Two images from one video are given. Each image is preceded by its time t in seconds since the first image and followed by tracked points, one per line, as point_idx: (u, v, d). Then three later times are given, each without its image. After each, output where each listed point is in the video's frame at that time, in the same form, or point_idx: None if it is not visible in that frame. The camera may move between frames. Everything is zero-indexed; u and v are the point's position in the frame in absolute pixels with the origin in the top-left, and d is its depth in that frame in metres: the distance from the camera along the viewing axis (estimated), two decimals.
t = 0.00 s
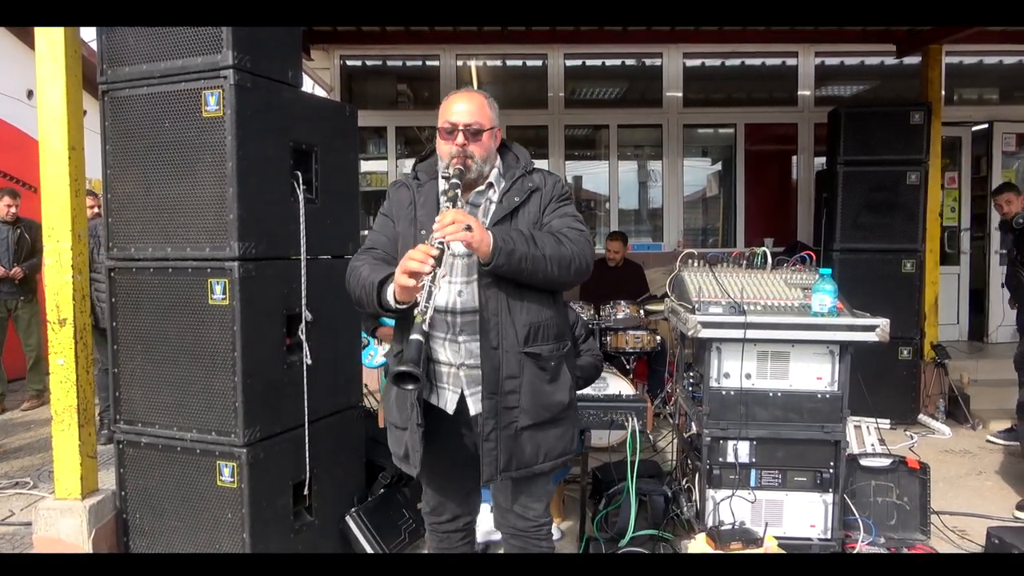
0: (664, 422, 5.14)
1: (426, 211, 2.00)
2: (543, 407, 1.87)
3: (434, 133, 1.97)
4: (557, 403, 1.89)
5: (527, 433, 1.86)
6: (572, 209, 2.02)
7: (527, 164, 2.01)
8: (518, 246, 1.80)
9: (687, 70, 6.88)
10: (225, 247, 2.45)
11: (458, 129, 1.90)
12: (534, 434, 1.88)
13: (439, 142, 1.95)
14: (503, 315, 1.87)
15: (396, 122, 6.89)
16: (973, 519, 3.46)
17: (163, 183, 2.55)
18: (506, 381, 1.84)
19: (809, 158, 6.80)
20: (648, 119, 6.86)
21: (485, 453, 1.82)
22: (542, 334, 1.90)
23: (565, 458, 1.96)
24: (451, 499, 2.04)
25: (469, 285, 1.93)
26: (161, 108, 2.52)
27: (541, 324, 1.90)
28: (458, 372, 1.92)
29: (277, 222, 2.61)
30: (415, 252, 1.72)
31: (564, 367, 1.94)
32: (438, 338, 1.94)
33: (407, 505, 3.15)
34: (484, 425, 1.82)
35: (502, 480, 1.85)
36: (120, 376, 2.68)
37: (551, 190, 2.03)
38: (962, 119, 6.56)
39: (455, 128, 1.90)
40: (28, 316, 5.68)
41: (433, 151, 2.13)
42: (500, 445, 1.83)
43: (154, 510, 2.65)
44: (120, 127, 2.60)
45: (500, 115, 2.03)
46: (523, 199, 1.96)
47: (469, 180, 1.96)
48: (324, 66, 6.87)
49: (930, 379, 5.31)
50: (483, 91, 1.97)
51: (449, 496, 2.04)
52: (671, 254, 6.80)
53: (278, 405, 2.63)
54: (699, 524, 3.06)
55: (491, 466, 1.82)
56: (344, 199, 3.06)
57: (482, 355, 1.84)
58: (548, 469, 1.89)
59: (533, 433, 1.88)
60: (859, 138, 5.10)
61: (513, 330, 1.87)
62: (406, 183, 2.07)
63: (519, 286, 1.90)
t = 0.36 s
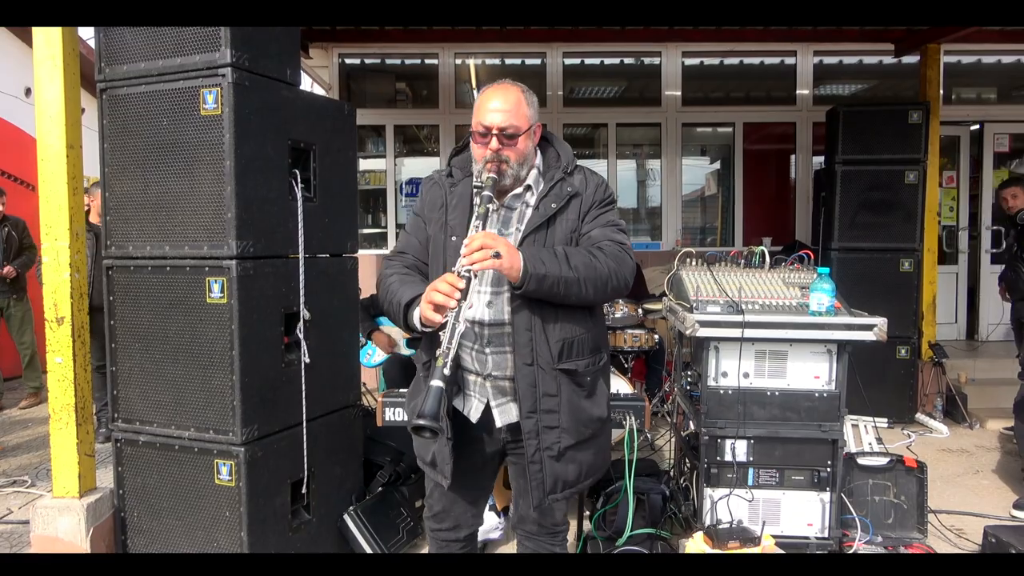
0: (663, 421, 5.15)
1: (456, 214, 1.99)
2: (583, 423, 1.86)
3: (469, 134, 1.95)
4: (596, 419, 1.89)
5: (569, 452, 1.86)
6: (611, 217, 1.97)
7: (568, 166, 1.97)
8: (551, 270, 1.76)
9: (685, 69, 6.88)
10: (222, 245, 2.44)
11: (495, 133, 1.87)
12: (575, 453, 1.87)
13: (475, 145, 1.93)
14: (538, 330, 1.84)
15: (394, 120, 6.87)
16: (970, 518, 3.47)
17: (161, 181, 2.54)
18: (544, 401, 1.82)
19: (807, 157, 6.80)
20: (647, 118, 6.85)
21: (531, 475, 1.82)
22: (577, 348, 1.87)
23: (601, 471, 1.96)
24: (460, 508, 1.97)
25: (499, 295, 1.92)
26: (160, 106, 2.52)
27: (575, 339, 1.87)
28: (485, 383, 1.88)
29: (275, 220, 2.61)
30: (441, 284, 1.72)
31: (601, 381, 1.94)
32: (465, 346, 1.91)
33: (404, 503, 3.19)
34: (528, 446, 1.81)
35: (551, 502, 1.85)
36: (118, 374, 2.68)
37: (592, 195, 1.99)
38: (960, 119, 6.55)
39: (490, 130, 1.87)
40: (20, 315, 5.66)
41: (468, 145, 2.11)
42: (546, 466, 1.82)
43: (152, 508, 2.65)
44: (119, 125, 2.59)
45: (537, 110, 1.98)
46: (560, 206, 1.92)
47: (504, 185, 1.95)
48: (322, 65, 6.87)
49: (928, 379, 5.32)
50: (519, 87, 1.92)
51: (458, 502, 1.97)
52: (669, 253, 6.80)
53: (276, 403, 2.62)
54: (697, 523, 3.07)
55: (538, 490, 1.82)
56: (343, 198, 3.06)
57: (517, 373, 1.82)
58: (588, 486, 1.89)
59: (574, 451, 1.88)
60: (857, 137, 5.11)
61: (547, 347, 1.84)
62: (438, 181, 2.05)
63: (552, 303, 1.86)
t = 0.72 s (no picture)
0: (660, 421, 5.16)
1: (464, 209, 1.98)
2: (575, 432, 1.85)
3: (483, 129, 1.97)
4: (590, 429, 1.87)
5: (559, 460, 1.84)
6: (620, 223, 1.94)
7: (581, 166, 1.96)
8: (549, 275, 1.75)
9: (684, 69, 6.89)
10: (220, 244, 2.45)
11: (507, 128, 1.88)
12: (565, 461, 1.85)
13: (488, 141, 1.95)
14: (536, 336, 1.84)
15: (393, 119, 6.86)
16: (964, 519, 3.49)
17: (159, 179, 2.54)
18: (535, 407, 1.81)
19: (805, 158, 6.81)
20: (645, 118, 6.86)
21: (514, 480, 1.82)
22: (576, 357, 1.86)
23: (594, 482, 1.94)
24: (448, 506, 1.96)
25: (499, 297, 1.94)
26: (158, 103, 2.51)
27: (574, 347, 1.85)
28: (484, 384, 1.91)
29: (273, 218, 2.61)
30: (429, 282, 1.77)
31: (601, 391, 1.92)
32: (464, 346, 1.96)
33: (401, 502, 3.19)
34: (513, 451, 1.81)
35: (532, 508, 1.84)
36: (115, 372, 2.67)
37: (604, 199, 1.96)
38: (958, 121, 6.56)
39: (502, 126, 1.89)
40: (14, 312, 5.66)
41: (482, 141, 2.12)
42: (530, 472, 1.82)
43: (149, 506, 2.64)
44: (117, 123, 2.59)
45: (554, 108, 1.99)
46: (568, 208, 1.90)
47: (514, 182, 1.95)
48: (321, 63, 6.87)
49: (924, 380, 5.28)
50: (535, 84, 1.93)
51: (451, 500, 1.95)
52: (667, 254, 6.80)
53: (273, 401, 2.63)
54: (693, 522, 3.07)
55: (518, 495, 1.82)
56: (341, 196, 3.06)
57: (511, 378, 1.82)
58: (577, 496, 1.87)
59: (565, 460, 1.86)
60: (855, 138, 5.12)
61: (543, 354, 1.83)
62: (451, 177, 2.08)
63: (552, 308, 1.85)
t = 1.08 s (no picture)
0: (659, 421, 5.16)
1: (441, 238, 1.91)
2: (580, 444, 1.90)
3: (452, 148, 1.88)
4: (593, 436, 1.93)
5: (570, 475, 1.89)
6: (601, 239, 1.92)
7: (558, 181, 1.92)
8: (541, 313, 1.72)
9: (682, 69, 6.90)
10: (220, 243, 2.45)
11: (479, 151, 1.81)
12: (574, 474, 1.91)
13: (458, 161, 1.87)
14: (533, 363, 1.83)
15: (391, 118, 6.87)
16: (962, 518, 3.50)
17: (158, 178, 2.54)
18: (544, 430, 1.83)
19: (804, 158, 6.83)
20: (644, 118, 6.86)
21: (540, 504, 1.85)
22: (571, 373, 1.88)
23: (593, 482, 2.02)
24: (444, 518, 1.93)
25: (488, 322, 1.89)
26: (157, 103, 2.51)
27: (569, 364, 1.88)
28: (477, 406, 1.87)
29: (273, 218, 2.61)
30: (422, 340, 1.72)
31: (593, 398, 1.97)
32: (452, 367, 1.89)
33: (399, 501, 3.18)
34: (533, 477, 1.83)
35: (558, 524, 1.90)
36: (114, 371, 2.67)
37: (583, 215, 1.92)
38: (956, 121, 6.58)
39: (475, 149, 1.81)
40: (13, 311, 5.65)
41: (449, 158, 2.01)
42: (551, 493, 1.85)
43: (148, 505, 2.64)
44: (116, 122, 2.59)
45: (524, 122, 1.90)
46: (549, 231, 1.87)
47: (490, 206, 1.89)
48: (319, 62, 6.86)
49: (922, 379, 5.32)
50: (505, 99, 1.84)
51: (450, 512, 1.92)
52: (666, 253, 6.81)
53: (273, 401, 2.63)
54: (692, 521, 3.07)
55: (545, 514, 1.86)
56: (340, 196, 3.06)
57: (515, 407, 1.81)
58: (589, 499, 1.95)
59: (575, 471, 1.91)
60: (853, 138, 5.12)
61: (542, 379, 1.84)
62: (419, 197, 1.95)
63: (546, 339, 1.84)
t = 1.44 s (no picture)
0: (658, 420, 5.15)
1: (389, 226, 1.81)
2: (530, 434, 1.84)
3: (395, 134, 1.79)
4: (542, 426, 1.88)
5: (518, 467, 1.83)
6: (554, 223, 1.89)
7: (505, 165, 1.86)
8: (498, 294, 1.69)
9: (681, 68, 6.89)
10: (218, 241, 2.43)
11: (426, 137, 1.72)
12: (523, 466, 1.85)
13: (402, 147, 1.78)
14: (485, 347, 1.78)
15: (390, 116, 6.86)
16: (962, 516, 3.50)
17: (155, 176, 2.53)
18: (493, 418, 1.77)
19: (803, 157, 6.82)
20: (643, 117, 6.86)
21: (480, 493, 1.80)
22: (525, 360, 1.82)
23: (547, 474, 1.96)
24: (419, 520, 1.93)
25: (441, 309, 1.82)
26: (154, 100, 2.50)
27: (523, 350, 1.82)
28: (430, 400, 1.81)
29: (272, 216, 2.60)
30: (384, 326, 1.62)
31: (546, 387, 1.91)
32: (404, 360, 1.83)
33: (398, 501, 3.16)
34: (478, 466, 1.78)
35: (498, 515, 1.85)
36: (111, 370, 2.66)
37: (533, 198, 1.89)
38: (955, 119, 6.58)
39: (422, 135, 1.72)
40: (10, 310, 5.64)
41: (387, 144, 1.90)
42: (495, 482, 1.80)
43: (146, 505, 2.63)
44: (113, 119, 2.58)
45: (469, 106, 1.83)
46: (500, 214, 1.82)
47: (438, 191, 1.81)
48: (317, 61, 6.85)
49: (921, 378, 5.29)
50: (447, 83, 1.76)
51: (424, 520, 1.93)
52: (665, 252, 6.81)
53: (271, 400, 2.62)
54: (692, 521, 3.06)
55: (486, 503, 1.81)
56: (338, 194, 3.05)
57: (466, 393, 1.76)
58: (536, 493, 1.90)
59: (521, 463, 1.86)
60: (853, 136, 5.12)
61: (495, 363, 1.78)
62: (362, 187, 1.84)
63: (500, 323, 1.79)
